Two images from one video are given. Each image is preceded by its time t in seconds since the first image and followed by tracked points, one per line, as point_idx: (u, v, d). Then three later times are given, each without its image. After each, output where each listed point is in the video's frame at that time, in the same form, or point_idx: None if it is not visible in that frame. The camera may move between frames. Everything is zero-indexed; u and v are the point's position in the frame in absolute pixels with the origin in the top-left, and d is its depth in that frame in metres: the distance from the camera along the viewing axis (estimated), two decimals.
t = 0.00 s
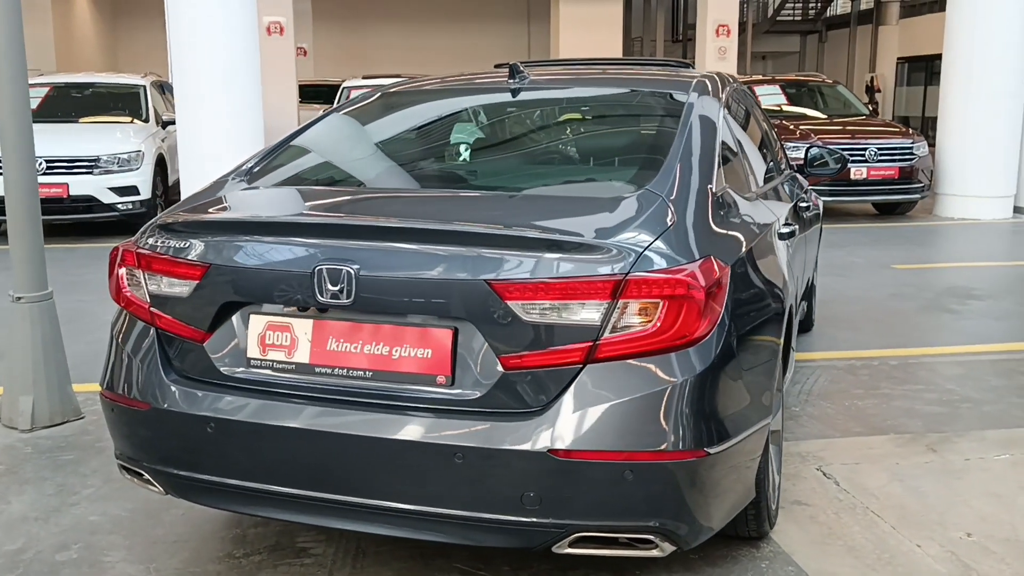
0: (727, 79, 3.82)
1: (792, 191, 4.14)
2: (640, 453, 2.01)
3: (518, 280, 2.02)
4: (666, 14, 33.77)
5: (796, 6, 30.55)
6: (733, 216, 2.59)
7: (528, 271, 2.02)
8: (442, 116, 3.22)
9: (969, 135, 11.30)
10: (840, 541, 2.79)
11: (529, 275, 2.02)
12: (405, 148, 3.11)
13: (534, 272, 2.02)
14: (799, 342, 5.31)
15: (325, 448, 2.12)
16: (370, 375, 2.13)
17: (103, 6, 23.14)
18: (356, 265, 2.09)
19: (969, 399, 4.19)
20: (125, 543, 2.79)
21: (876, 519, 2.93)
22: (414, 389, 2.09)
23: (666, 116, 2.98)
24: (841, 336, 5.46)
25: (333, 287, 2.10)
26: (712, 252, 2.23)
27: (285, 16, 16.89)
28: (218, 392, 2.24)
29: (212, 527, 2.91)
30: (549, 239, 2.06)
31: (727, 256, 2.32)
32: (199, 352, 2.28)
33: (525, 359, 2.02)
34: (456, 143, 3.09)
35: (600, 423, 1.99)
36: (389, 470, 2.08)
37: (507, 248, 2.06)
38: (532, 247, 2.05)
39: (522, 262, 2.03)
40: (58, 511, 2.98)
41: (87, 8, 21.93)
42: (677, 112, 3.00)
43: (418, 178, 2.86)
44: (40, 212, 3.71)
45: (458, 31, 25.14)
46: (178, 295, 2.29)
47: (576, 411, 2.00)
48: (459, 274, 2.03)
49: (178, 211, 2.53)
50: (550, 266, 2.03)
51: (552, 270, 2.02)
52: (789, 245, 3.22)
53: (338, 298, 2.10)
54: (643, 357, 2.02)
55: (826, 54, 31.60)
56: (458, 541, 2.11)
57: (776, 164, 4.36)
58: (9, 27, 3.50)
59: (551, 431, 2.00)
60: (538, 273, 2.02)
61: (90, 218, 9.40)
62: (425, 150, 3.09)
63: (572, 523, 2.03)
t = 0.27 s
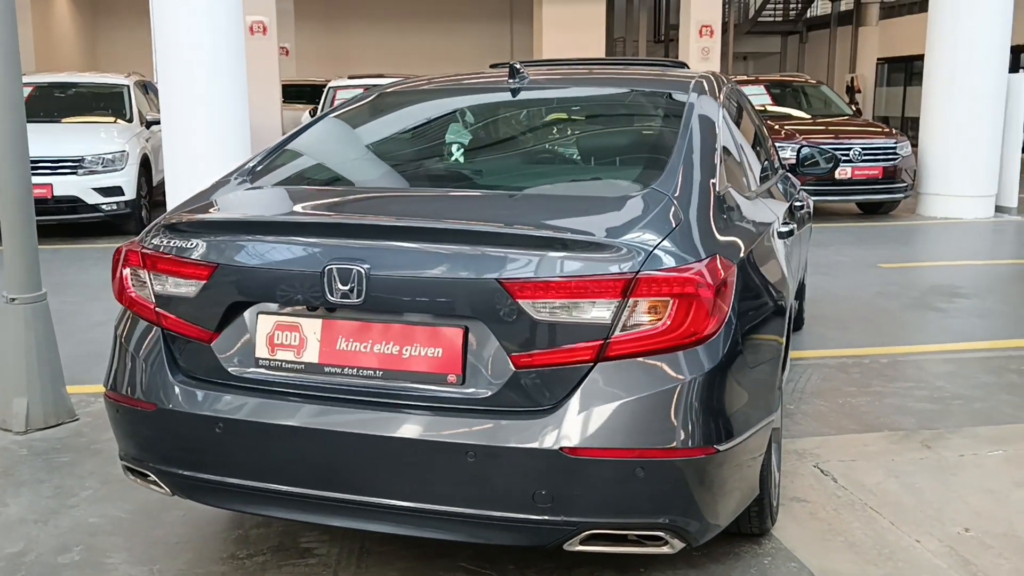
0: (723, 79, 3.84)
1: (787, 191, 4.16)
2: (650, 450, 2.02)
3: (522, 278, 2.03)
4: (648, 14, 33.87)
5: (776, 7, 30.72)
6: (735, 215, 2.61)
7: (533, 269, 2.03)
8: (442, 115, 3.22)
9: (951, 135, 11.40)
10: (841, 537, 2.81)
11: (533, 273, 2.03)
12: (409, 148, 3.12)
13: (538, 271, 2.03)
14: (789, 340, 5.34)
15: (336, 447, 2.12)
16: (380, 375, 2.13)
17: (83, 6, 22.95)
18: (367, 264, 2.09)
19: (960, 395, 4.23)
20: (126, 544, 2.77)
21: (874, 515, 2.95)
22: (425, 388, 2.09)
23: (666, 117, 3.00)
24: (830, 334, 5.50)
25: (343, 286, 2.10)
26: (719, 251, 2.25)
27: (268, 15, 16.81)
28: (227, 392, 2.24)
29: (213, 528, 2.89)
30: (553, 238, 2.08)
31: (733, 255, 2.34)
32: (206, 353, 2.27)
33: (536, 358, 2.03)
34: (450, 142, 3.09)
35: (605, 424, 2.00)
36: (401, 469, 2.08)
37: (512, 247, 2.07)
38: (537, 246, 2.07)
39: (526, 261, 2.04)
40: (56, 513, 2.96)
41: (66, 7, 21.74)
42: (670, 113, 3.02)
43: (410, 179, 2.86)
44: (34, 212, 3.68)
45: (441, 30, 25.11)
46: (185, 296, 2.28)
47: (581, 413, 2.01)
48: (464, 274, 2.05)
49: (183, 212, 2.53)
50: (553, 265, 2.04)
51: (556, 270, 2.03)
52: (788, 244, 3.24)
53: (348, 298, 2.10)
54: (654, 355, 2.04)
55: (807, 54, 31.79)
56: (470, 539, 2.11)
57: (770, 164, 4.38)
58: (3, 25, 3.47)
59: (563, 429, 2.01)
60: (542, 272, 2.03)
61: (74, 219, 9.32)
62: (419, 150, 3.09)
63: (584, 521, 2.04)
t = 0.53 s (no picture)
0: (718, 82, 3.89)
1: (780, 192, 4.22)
2: (664, 449, 2.06)
3: (528, 280, 2.06)
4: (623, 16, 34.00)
5: (750, 9, 30.96)
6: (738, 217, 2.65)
7: (538, 271, 2.07)
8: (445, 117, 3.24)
9: (927, 136, 11.55)
10: (841, 533, 2.87)
11: (539, 275, 2.06)
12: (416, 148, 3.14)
13: (544, 272, 2.06)
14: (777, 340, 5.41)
15: (354, 449, 2.14)
16: (397, 376, 2.15)
17: (55, 6, 22.70)
18: (383, 267, 2.11)
19: (948, 393, 4.32)
20: (134, 548, 2.78)
21: (873, 511, 3.02)
22: (442, 389, 2.12)
23: (666, 120, 3.05)
24: (817, 333, 5.58)
25: (360, 289, 2.12)
26: (727, 253, 2.29)
27: (245, 17, 16.72)
28: (242, 395, 2.25)
29: (219, 531, 2.90)
30: (560, 240, 2.12)
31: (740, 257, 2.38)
32: (220, 355, 2.28)
33: (552, 358, 2.06)
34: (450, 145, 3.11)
35: (613, 428, 2.04)
36: (419, 469, 2.11)
37: (519, 249, 2.10)
38: (544, 247, 2.10)
39: (532, 263, 2.08)
40: (60, 518, 2.96)
41: (39, 8, 21.49)
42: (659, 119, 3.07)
43: (406, 181, 2.88)
44: (30, 215, 3.66)
45: (418, 32, 25.08)
46: (200, 299, 2.29)
47: (589, 417, 2.05)
48: (472, 276, 2.08)
49: (193, 216, 2.55)
50: (559, 267, 2.07)
51: (561, 272, 2.06)
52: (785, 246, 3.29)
53: (365, 300, 2.12)
54: (667, 355, 2.08)
55: (781, 56, 32.06)
56: (486, 538, 2.14)
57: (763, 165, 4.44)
58: None
59: (579, 428, 2.04)
60: (547, 274, 2.06)
61: (55, 222, 9.25)
62: (419, 152, 3.11)
63: (600, 519, 2.08)
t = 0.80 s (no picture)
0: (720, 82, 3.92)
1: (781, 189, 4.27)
2: (687, 445, 2.09)
3: (541, 279, 2.08)
4: (604, 17, 34.07)
5: (730, 11, 31.14)
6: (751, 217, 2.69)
7: (551, 270, 2.09)
8: (452, 116, 3.26)
9: (909, 137, 11.67)
10: (849, 527, 2.91)
11: (551, 273, 2.08)
12: (425, 149, 3.16)
13: (556, 271, 2.09)
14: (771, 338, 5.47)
15: (378, 447, 2.16)
16: (421, 374, 2.16)
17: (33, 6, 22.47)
18: (407, 267, 2.13)
19: (943, 389, 4.38)
20: (147, 549, 2.78)
21: (878, 506, 3.06)
22: (467, 388, 2.14)
23: (672, 120, 3.09)
24: (810, 332, 5.64)
25: (384, 288, 2.14)
26: (745, 252, 2.32)
27: (228, 17, 16.64)
28: (265, 394, 2.27)
29: (232, 531, 2.91)
30: (573, 239, 2.14)
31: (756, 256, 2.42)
32: (241, 355, 2.29)
33: (576, 356, 2.08)
34: (462, 144, 3.13)
35: (627, 430, 2.06)
36: (444, 467, 2.13)
37: (533, 248, 2.13)
38: (558, 246, 2.13)
39: (544, 262, 2.10)
40: (70, 519, 2.94)
41: (16, 7, 21.26)
42: (653, 120, 3.11)
43: (414, 181, 2.90)
44: (32, 216, 3.64)
45: (399, 32, 25.05)
46: (221, 299, 2.30)
47: (604, 419, 2.07)
48: (486, 274, 2.10)
49: (209, 217, 2.55)
50: (570, 267, 2.09)
51: (573, 271, 2.09)
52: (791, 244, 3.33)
53: (389, 299, 2.14)
54: (689, 352, 2.10)
55: (760, 57, 32.26)
56: (510, 535, 2.17)
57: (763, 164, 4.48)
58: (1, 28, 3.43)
59: (603, 426, 2.06)
60: (559, 273, 2.08)
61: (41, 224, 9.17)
62: (432, 152, 3.13)
63: (624, 515, 2.11)
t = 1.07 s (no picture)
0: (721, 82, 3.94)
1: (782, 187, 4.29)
2: (703, 442, 2.10)
3: (548, 277, 2.09)
4: (589, 18, 34.12)
5: (714, 12, 31.26)
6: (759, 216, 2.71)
7: (557, 269, 2.10)
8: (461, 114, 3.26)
9: (896, 137, 11.75)
10: (853, 524, 2.94)
11: (558, 272, 2.09)
12: (433, 148, 3.16)
13: (563, 270, 2.09)
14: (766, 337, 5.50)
15: (394, 445, 2.17)
16: (437, 373, 2.17)
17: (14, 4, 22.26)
18: (423, 265, 2.14)
19: (938, 387, 4.43)
20: (154, 549, 2.77)
21: (880, 502, 3.09)
22: (483, 385, 2.14)
23: (677, 121, 3.11)
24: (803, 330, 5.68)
25: (400, 287, 2.14)
26: (757, 251, 2.34)
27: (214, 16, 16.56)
28: (279, 393, 2.27)
29: (239, 531, 2.90)
30: (581, 237, 2.15)
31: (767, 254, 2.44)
32: (255, 354, 2.29)
33: (593, 354, 2.10)
34: (470, 143, 3.14)
35: (636, 432, 2.07)
36: (460, 465, 2.14)
37: (540, 246, 2.14)
38: (566, 244, 2.14)
39: (551, 260, 2.11)
40: (75, 520, 2.93)
41: None
42: (645, 122, 3.13)
43: (422, 180, 2.90)
44: (31, 215, 3.62)
45: (385, 33, 25.00)
46: (234, 298, 2.30)
47: (614, 420, 2.08)
48: (495, 272, 2.11)
49: (219, 217, 2.55)
50: (577, 265, 2.10)
51: (581, 270, 2.10)
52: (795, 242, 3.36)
53: (405, 298, 2.15)
54: (704, 350, 2.12)
55: (744, 58, 32.40)
56: (526, 532, 2.18)
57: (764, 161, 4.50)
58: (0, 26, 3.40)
59: (620, 423, 2.08)
60: (566, 272, 2.09)
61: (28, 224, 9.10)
62: (439, 151, 3.13)
63: (641, 511, 2.12)
